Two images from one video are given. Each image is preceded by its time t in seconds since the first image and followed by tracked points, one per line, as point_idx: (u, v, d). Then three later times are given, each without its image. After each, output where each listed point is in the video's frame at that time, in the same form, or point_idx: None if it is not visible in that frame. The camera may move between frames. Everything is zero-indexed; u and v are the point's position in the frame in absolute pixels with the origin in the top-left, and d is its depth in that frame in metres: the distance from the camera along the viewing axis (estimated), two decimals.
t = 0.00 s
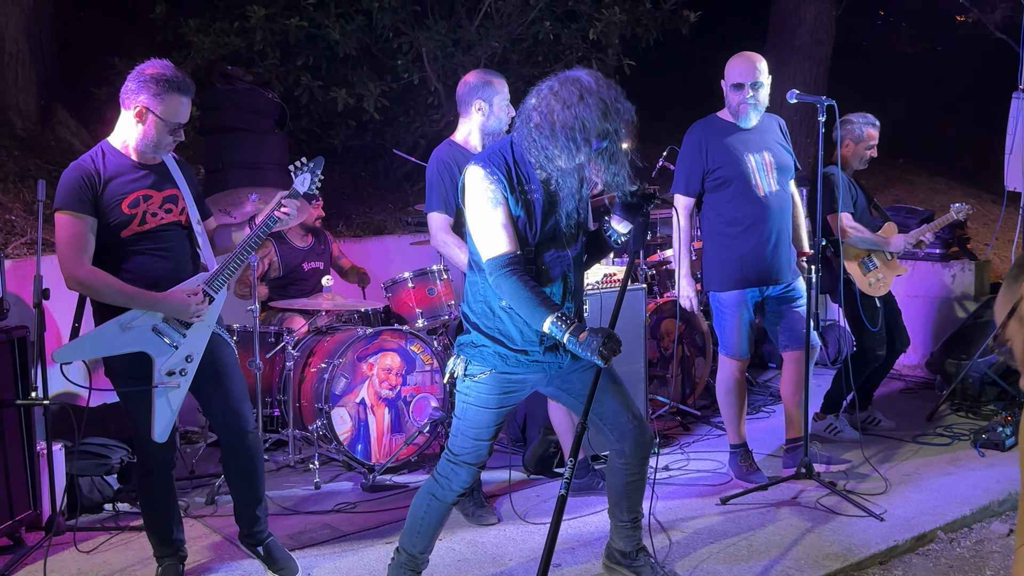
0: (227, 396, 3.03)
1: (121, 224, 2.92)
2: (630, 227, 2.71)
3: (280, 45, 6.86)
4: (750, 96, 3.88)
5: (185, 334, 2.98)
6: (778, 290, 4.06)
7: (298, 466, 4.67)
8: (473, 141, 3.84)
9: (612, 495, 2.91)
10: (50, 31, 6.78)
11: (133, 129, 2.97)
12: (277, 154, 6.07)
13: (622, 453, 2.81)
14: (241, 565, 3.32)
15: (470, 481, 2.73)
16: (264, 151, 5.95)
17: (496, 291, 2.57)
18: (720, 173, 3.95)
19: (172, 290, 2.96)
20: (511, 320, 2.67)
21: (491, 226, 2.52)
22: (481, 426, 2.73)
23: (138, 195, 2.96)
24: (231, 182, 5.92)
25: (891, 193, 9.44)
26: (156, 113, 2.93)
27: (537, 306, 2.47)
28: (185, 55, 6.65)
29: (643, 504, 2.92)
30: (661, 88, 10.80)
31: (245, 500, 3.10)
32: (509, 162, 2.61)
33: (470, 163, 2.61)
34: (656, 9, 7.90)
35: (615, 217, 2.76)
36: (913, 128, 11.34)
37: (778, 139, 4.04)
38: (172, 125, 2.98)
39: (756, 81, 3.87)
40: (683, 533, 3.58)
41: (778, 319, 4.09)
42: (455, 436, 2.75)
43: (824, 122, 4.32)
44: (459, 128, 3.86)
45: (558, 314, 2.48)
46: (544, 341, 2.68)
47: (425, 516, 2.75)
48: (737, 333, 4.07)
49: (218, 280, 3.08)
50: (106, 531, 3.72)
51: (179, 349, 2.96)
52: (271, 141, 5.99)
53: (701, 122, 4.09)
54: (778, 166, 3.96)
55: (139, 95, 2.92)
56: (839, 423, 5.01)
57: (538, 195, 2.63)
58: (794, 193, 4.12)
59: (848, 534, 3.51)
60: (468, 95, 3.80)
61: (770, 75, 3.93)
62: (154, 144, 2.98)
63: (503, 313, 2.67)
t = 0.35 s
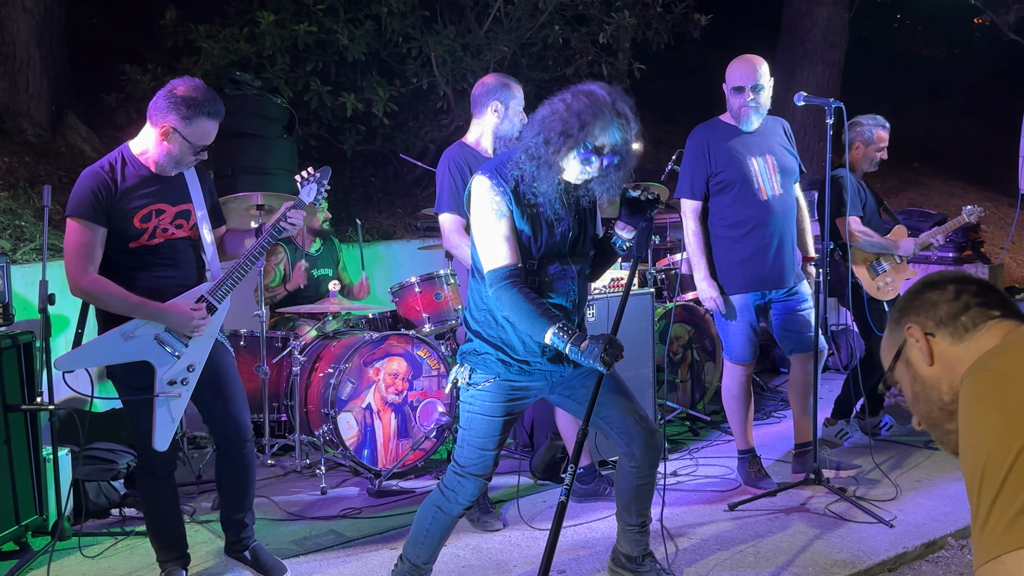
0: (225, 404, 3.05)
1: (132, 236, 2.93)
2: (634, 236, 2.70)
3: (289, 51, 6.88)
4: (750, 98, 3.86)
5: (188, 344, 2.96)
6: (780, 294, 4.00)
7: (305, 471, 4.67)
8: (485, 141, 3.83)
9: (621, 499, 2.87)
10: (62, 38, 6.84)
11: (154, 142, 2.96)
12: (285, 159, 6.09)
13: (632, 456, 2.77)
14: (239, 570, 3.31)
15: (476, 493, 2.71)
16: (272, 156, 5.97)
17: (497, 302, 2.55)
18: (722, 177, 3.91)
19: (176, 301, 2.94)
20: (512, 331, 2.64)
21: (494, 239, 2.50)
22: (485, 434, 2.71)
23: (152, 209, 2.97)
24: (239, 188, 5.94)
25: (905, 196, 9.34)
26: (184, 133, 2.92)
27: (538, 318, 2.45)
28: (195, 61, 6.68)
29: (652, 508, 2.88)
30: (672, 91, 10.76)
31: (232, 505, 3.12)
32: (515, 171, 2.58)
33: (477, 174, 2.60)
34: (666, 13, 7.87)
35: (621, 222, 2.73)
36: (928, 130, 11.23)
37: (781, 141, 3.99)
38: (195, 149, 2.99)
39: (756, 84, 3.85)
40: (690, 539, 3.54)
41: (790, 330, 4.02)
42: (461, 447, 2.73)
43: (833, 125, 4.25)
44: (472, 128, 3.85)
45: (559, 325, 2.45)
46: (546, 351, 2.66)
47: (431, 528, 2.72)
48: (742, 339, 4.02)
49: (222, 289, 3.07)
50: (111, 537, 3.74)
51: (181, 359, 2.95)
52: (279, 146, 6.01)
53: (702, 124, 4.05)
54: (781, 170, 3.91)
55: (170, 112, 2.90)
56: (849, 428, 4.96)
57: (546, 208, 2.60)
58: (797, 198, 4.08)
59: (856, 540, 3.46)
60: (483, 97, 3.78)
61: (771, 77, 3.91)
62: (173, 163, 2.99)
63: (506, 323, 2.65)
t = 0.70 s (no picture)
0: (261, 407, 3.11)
1: (173, 239, 2.92)
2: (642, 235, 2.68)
3: (301, 56, 6.91)
4: (756, 98, 3.83)
5: (225, 348, 2.98)
6: (795, 294, 3.94)
7: (317, 474, 4.67)
8: (507, 141, 3.81)
9: (622, 511, 2.85)
10: (76, 45, 6.91)
11: (198, 146, 2.96)
12: (297, 163, 6.10)
13: (629, 468, 2.75)
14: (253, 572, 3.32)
15: (485, 493, 2.69)
16: (284, 161, 5.99)
17: (506, 299, 2.53)
18: (731, 179, 3.87)
19: (216, 306, 2.97)
20: (522, 329, 2.63)
21: (501, 232, 2.48)
22: (494, 437, 2.68)
23: (194, 213, 2.96)
24: (252, 192, 5.96)
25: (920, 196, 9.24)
26: (230, 140, 2.93)
27: (547, 316, 2.43)
28: (208, 66, 6.70)
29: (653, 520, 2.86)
30: (684, 93, 10.71)
31: (271, 505, 3.22)
32: (524, 166, 2.56)
33: (484, 167, 2.57)
34: (678, 14, 7.83)
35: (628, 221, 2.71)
36: (944, 130, 11.12)
37: (790, 141, 3.94)
38: (237, 155, 2.99)
39: (761, 83, 3.81)
40: (703, 543, 3.50)
41: (807, 333, 3.97)
42: (469, 447, 2.71)
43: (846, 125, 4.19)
44: (492, 128, 3.82)
45: (568, 323, 2.43)
46: (557, 349, 2.64)
47: (439, 530, 2.71)
48: (754, 340, 3.98)
49: (257, 294, 3.10)
50: (125, 540, 3.77)
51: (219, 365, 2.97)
52: (291, 150, 6.03)
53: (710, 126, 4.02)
54: (791, 168, 3.86)
55: (217, 116, 2.90)
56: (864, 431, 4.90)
57: (554, 201, 2.59)
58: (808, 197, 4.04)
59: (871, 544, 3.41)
60: (502, 100, 3.76)
61: (776, 76, 3.87)
62: (214, 167, 2.99)
63: (516, 322, 2.63)
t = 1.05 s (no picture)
0: (314, 408, 3.16)
1: (250, 243, 2.96)
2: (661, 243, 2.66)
3: (315, 60, 6.93)
4: (772, 98, 3.83)
5: (295, 349, 3.09)
6: (813, 296, 3.92)
7: (334, 478, 4.68)
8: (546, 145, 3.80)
9: (642, 514, 2.85)
10: (91, 51, 6.95)
11: (271, 152, 3.01)
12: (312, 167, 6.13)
13: (649, 472, 2.75)
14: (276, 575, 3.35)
15: (509, 502, 2.70)
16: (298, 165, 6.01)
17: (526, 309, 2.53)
18: (748, 180, 3.86)
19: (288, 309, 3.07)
20: (541, 337, 2.62)
21: (519, 246, 2.49)
22: (517, 443, 2.69)
23: (268, 216, 3.00)
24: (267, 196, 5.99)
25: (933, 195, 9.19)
26: (304, 146, 3.00)
27: (567, 325, 2.43)
28: (222, 71, 6.74)
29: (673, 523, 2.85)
30: (695, 93, 10.68)
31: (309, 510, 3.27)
32: (540, 176, 2.57)
33: (500, 181, 2.58)
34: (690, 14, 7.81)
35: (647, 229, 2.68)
36: (956, 129, 11.05)
37: (805, 141, 3.93)
38: (309, 160, 3.07)
39: (777, 83, 3.82)
40: (722, 545, 3.49)
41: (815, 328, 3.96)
42: (493, 455, 2.71)
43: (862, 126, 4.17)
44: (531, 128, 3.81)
45: (589, 331, 2.43)
46: (577, 357, 2.64)
47: (463, 537, 2.71)
48: (773, 341, 3.96)
49: (318, 299, 3.22)
50: (145, 545, 3.80)
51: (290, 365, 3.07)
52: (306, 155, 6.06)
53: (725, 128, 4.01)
54: (807, 170, 3.85)
55: (295, 122, 2.97)
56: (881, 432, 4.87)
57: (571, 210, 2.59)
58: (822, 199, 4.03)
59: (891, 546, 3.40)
60: (550, 105, 3.74)
61: (791, 76, 3.89)
62: (286, 172, 3.04)
63: (535, 330, 2.63)
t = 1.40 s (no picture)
0: (335, 406, 3.20)
1: (287, 249, 3.01)
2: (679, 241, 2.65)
3: (325, 61, 6.94)
4: (790, 95, 3.82)
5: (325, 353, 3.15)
6: (826, 293, 3.96)
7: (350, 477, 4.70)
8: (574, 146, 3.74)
9: (662, 511, 2.85)
10: (102, 53, 6.97)
11: (299, 159, 3.05)
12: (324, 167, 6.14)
13: (671, 469, 2.75)
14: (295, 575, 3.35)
15: (526, 498, 2.70)
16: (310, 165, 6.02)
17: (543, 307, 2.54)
18: (764, 179, 3.86)
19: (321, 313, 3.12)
20: (560, 333, 2.64)
21: (536, 242, 2.50)
22: (536, 441, 2.70)
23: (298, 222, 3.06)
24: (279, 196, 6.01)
25: (942, 192, 9.17)
26: (337, 155, 3.09)
27: (586, 320, 2.44)
28: (232, 72, 6.75)
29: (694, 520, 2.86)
30: (703, 91, 10.66)
31: (327, 508, 3.29)
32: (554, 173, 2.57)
33: (516, 178, 2.58)
34: (699, 13, 7.81)
35: (665, 230, 2.71)
36: (964, 125, 11.03)
37: (821, 139, 3.94)
38: (333, 168, 3.13)
39: (795, 80, 3.81)
40: (739, 543, 3.50)
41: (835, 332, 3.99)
42: (511, 453, 2.72)
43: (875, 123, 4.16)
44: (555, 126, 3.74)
45: (608, 326, 2.44)
46: (596, 353, 2.65)
47: (481, 534, 2.72)
48: (788, 339, 3.96)
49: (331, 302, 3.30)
50: (163, 545, 3.82)
51: (323, 369, 3.13)
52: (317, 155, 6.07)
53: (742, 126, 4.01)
54: (824, 167, 3.86)
55: (332, 131, 3.05)
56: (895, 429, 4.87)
57: (585, 206, 2.59)
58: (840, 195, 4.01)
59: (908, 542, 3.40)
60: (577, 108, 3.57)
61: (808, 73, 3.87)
62: (312, 179, 3.10)
63: (553, 326, 2.65)
